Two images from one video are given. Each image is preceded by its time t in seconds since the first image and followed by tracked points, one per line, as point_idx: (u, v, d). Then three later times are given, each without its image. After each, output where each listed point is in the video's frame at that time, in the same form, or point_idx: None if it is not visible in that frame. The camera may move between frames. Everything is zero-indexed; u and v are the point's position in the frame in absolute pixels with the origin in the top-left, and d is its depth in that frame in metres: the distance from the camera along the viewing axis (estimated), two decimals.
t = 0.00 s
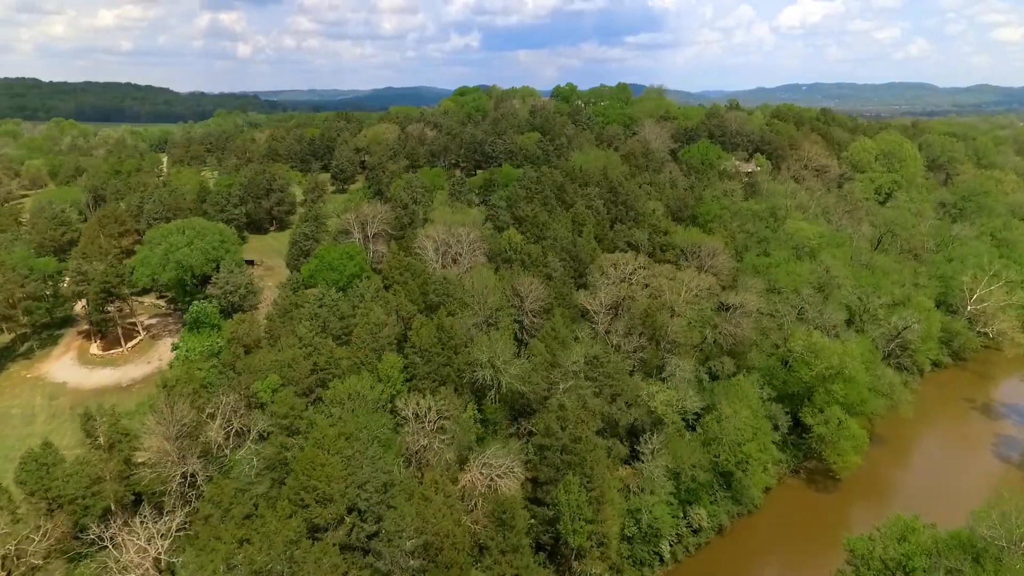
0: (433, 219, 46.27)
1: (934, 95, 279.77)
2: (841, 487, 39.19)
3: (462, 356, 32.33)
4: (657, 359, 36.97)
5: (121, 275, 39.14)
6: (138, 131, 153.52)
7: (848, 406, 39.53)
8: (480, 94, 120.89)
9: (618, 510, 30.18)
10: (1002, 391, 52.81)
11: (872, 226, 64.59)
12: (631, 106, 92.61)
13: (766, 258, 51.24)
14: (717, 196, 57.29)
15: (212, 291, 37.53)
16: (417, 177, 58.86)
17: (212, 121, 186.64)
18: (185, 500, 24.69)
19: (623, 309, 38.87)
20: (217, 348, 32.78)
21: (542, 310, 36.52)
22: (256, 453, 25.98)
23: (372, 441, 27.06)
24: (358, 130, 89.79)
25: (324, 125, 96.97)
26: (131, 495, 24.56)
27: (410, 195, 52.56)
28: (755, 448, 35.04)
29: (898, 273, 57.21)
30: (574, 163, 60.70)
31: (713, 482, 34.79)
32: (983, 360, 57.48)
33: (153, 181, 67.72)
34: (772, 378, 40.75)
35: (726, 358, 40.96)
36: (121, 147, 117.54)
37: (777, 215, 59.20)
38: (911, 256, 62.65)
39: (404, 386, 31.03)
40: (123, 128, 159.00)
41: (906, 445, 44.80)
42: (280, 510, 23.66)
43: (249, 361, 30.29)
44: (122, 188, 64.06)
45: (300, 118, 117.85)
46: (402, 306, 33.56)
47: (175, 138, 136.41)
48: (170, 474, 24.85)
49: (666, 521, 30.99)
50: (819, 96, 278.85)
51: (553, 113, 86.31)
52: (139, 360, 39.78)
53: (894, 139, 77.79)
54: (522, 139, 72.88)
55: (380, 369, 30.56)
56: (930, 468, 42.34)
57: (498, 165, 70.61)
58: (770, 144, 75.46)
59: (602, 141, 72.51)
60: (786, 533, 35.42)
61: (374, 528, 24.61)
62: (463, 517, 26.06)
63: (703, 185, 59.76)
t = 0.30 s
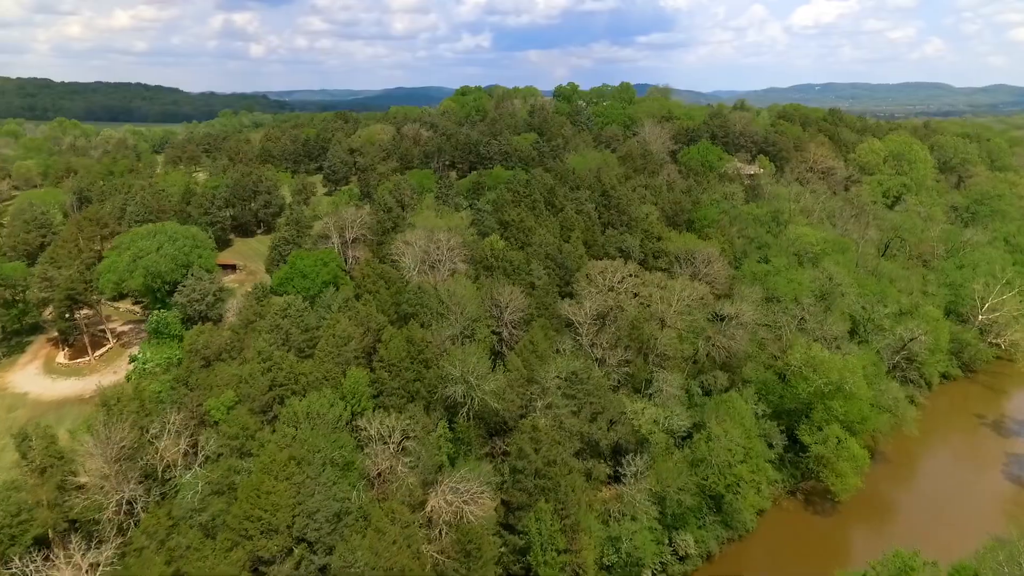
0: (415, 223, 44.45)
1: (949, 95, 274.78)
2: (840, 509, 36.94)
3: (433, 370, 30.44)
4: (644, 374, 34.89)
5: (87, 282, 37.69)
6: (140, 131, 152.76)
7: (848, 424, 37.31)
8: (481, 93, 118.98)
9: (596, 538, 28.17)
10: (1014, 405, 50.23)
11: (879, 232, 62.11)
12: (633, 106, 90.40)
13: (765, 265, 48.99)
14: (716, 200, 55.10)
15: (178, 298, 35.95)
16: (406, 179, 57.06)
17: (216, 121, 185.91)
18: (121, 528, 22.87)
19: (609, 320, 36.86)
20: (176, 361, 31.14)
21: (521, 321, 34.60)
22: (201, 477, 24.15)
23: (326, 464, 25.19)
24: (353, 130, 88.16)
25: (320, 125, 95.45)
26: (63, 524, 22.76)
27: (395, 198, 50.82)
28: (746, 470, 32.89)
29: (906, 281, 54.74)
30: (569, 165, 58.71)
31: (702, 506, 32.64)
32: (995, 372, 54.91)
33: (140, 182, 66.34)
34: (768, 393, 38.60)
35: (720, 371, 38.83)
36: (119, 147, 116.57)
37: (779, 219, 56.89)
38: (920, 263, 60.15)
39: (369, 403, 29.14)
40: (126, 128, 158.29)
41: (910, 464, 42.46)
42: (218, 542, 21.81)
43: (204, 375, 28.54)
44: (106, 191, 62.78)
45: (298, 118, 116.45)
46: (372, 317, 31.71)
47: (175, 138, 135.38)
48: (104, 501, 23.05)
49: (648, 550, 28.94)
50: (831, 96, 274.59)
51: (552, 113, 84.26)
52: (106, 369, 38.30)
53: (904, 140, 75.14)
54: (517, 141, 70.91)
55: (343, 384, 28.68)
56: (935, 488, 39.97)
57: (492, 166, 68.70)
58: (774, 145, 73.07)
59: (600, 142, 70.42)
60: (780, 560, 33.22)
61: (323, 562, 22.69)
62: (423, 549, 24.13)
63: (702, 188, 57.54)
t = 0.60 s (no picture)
0: (395, 227, 42.64)
1: (964, 95, 269.69)
2: (837, 534, 34.77)
3: (398, 386, 28.67)
4: (628, 390, 32.91)
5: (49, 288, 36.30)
6: (141, 131, 151.89)
7: (847, 444, 35.15)
8: (481, 93, 117.04)
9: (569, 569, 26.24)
10: None
11: (885, 237, 59.70)
12: (634, 106, 88.18)
13: (763, 272, 46.80)
14: (714, 203, 52.94)
15: (139, 307, 34.62)
16: (392, 181, 55.29)
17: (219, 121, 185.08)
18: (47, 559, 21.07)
19: (591, 332, 34.96)
20: (129, 374, 29.52)
21: (498, 333, 32.72)
22: (138, 504, 22.49)
23: (274, 491, 23.43)
24: (348, 130, 86.56)
25: (316, 126, 94.00)
26: None
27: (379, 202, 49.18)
28: (735, 494, 30.86)
29: (912, 289, 52.32)
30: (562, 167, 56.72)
31: (688, 532, 30.61)
32: (1007, 385, 52.36)
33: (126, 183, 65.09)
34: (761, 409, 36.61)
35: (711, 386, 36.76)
36: (117, 147, 115.57)
37: (780, 224, 54.64)
38: (928, 269, 57.67)
39: (328, 422, 27.37)
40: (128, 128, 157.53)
41: (915, 484, 40.05)
42: None
43: (153, 393, 26.93)
44: (90, 192, 61.47)
45: (297, 118, 115.05)
46: (336, 329, 29.95)
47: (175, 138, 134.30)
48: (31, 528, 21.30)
49: None
50: (843, 96, 270.21)
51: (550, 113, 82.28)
52: (68, 379, 36.75)
53: (913, 141, 72.58)
54: (512, 142, 68.98)
55: (299, 401, 26.95)
56: (942, 510, 37.57)
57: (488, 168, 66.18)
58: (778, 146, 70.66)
59: (597, 143, 68.33)
60: None
61: None
62: None
63: (700, 191, 55.37)
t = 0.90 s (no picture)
0: (372, 232, 40.84)
1: (979, 95, 264.66)
2: (832, 560, 32.52)
3: (358, 404, 26.86)
4: (607, 408, 30.93)
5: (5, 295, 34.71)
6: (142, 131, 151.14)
7: (843, 465, 33.01)
8: (481, 92, 115.11)
9: None
10: None
11: (891, 243, 57.29)
12: (633, 106, 85.93)
13: (759, 280, 44.60)
14: (710, 208, 50.77)
15: (96, 317, 33.01)
16: (377, 183, 53.49)
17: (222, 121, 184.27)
18: None
19: (572, 344, 32.98)
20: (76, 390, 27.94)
21: (469, 347, 30.83)
22: (63, 535, 20.84)
23: (213, 520, 21.63)
24: (342, 130, 84.94)
25: (311, 126, 92.49)
26: None
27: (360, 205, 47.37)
28: (721, 520, 28.81)
29: (918, 298, 49.92)
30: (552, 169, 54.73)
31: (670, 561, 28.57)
32: (1018, 399, 49.82)
33: (111, 184, 63.79)
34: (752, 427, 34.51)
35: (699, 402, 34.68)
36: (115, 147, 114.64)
37: (779, 229, 52.38)
38: (936, 277, 55.22)
39: (280, 442, 25.60)
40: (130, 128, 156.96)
41: (918, 506, 37.75)
42: None
43: (95, 412, 25.29)
44: (72, 194, 60.15)
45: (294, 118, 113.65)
46: (294, 342, 28.18)
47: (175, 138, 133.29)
48: None
49: None
50: (854, 96, 266.07)
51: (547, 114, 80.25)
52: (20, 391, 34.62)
53: (922, 143, 69.98)
54: (505, 142, 66.99)
55: (249, 421, 25.23)
56: (947, 536, 35.13)
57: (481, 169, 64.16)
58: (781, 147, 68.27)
59: (593, 144, 66.25)
60: None
61: None
62: None
63: (696, 194, 53.18)
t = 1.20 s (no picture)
0: (347, 237, 39.13)
1: (995, 96, 259.29)
2: None
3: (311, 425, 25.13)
4: (584, 428, 29.00)
5: None
6: (144, 131, 150.65)
7: (839, 490, 30.88)
8: (482, 92, 113.23)
9: None
10: None
11: (896, 249, 54.84)
12: (634, 106, 83.77)
13: (755, 288, 42.43)
14: (706, 212, 48.60)
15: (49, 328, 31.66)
16: (361, 185, 51.83)
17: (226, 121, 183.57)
18: None
19: (548, 359, 31.06)
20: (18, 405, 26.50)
21: (437, 362, 29.02)
22: None
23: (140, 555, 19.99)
24: (336, 130, 83.46)
25: (306, 126, 90.99)
26: None
27: (339, 209, 45.63)
28: (704, 551, 26.75)
29: (924, 308, 47.55)
30: (543, 173, 52.87)
31: None
32: None
33: (95, 185, 62.52)
34: (741, 448, 32.39)
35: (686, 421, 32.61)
36: (113, 147, 113.89)
37: (778, 235, 50.23)
38: (944, 285, 52.73)
39: (224, 466, 23.93)
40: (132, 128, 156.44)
41: (921, 530, 35.52)
42: None
43: (30, 433, 23.78)
44: (55, 195, 59.14)
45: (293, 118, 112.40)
46: (246, 358, 26.47)
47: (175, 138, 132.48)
48: None
49: None
50: (867, 96, 261.71)
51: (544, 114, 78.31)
52: None
53: (931, 144, 67.35)
54: (498, 143, 65.15)
55: (190, 444, 23.60)
56: (952, 563, 32.83)
57: (473, 171, 62.24)
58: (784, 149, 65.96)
59: (588, 145, 64.30)
60: None
61: None
62: None
63: (692, 197, 51.08)
